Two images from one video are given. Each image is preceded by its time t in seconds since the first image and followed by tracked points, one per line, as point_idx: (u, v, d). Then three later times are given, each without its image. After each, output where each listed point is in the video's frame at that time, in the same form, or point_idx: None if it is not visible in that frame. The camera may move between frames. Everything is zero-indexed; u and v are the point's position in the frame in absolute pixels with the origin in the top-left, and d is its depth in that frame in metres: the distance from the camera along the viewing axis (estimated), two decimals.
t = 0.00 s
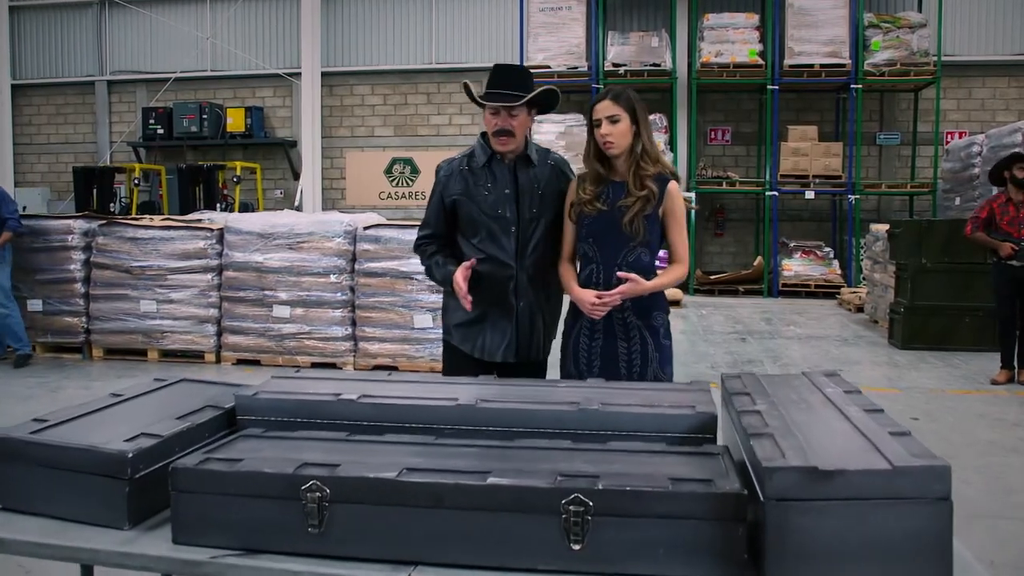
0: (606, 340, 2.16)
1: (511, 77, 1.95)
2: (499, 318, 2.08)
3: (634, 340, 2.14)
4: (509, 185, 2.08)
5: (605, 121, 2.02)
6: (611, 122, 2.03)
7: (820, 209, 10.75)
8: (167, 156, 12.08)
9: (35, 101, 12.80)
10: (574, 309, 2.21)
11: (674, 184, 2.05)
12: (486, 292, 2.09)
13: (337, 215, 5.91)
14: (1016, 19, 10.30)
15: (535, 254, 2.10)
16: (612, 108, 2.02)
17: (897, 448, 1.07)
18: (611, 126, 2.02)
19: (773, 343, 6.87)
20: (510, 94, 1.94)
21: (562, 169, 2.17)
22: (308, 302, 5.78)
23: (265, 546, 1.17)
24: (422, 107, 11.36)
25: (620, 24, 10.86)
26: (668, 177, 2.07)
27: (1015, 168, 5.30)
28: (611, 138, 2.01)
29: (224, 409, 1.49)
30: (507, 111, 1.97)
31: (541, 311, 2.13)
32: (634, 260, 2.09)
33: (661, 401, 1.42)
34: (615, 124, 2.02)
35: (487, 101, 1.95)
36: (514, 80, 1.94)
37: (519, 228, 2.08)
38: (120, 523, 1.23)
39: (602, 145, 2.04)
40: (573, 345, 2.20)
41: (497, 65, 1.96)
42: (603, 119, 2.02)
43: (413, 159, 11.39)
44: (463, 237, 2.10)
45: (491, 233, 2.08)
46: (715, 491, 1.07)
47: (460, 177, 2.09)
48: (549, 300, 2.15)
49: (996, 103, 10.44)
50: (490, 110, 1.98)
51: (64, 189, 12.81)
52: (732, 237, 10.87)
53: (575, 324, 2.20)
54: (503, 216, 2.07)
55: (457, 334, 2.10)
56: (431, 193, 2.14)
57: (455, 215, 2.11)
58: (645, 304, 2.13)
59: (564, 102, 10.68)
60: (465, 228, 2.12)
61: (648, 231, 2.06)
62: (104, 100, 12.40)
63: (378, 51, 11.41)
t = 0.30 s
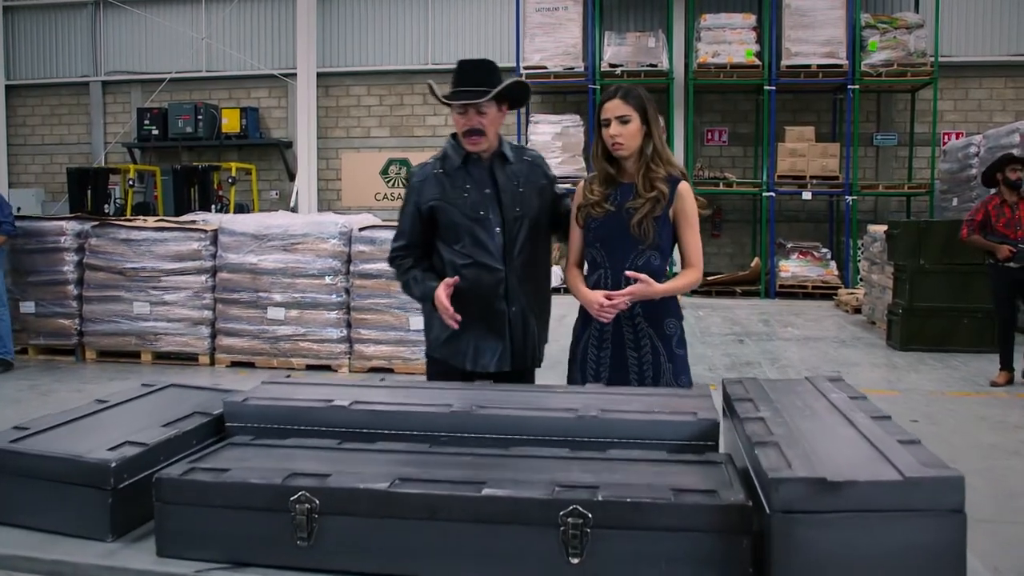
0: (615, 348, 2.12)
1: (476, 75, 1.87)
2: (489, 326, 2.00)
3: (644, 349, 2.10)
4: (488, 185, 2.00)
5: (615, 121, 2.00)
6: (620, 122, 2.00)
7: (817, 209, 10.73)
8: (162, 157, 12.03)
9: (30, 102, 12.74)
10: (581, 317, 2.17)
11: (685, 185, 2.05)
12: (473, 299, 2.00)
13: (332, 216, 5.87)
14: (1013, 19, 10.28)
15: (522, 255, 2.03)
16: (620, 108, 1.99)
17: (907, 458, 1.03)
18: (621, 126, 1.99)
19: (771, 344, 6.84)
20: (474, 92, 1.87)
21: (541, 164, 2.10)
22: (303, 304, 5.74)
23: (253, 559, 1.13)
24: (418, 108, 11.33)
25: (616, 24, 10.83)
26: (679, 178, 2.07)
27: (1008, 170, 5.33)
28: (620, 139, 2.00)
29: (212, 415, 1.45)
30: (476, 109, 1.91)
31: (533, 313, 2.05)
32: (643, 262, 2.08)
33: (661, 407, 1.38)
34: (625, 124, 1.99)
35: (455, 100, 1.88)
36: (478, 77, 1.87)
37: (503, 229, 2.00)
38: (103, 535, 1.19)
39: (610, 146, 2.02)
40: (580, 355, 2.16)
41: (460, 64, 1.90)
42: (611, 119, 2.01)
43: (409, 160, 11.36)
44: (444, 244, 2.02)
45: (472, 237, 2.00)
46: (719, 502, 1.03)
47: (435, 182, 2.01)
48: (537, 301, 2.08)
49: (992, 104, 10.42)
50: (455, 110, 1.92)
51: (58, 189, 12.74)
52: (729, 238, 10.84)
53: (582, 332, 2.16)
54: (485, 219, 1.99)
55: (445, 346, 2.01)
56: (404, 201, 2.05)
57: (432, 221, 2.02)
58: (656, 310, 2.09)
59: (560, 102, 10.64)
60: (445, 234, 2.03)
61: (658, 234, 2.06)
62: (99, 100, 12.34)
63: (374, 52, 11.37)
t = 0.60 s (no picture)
0: (622, 356, 2.08)
1: (435, 64, 1.78)
2: (476, 328, 1.93)
3: (653, 357, 2.06)
4: (461, 178, 1.95)
5: (623, 119, 1.99)
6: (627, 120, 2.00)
7: (817, 211, 10.70)
8: (159, 158, 11.99)
9: (27, 103, 12.69)
10: (585, 324, 2.14)
11: (693, 185, 2.03)
12: (455, 300, 1.92)
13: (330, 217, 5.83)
14: (1013, 20, 10.26)
15: (501, 249, 1.98)
16: (629, 105, 1.99)
17: (922, 469, 0.99)
18: (629, 124, 1.99)
19: (771, 347, 6.81)
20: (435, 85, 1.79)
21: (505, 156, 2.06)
22: (300, 306, 5.70)
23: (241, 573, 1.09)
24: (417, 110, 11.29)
25: (615, 25, 10.80)
26: (686, 179, 2.05)
27: (1010, 171, 5.32)
28: (627, 138, 1.99)
29: (203, 422, 1.41)
30: (441, 100, 1.84)
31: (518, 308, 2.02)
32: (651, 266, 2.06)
33: (666, 414, 1.34)
34: (633, 122, 1.99)
35: (420, 91, 1.81)
36: (437, 67, 1.79)
37: (481, 224, 1.95)
38: (87, 548, 1.15)
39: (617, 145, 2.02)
40: (585, 363, 2.13)
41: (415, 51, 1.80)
42: (618, 117, 2.00)
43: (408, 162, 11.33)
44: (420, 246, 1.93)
45: (450, 235, 1.91)
46: (727, 516, 0.99)
47: (402, 180, 1.92)
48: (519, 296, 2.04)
49: (992, 105, 10.39)
50: (417, 102, 1.85)
51: (56, 191, 12.68)
52: (728, 240, 10.81)
53: (586, 339, 2.13)
54: (463, 214, 1.93)
55: (432, 353, 1.93)
56: (366, 203, 1.93)
57: (402, 221, 1.93)
58: (665, 317, 2.05)
59: (559, 103, 10.61)
60: (416, 234, 1.94)
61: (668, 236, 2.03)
62: (96, 102, 12.29)
63: (371, 53, 11.34)
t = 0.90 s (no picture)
0: (629, 361, 2.05)
1: (415, 59, 1.78)
2: (463, 335, 1.90)
3: (660, 363, 2.04)
4: (443, 179, 1.92)
5: (628, 115, 1.94)
6: (632, 117, 1.94)
7: (816, 213, 10.67)
8: (157, 160, 11.97)
9: (25, 105, 12.64)
10: (587, 328, 2.10)
11: (701, 186, 2.00)
12: (441, 305, 1.88)
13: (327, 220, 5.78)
14: (1014, 22, 10.23)
15: (486, 253, 1.95)
16: (634, 101, 1.93)
17: (939, 482, 0.95)
18: (633, 121, 1.94)
19: (771, 349, 6.77)
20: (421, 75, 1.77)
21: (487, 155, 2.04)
22: (298, 309, 5.66)
23: None
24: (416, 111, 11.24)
25: (614, 27, 10.77)
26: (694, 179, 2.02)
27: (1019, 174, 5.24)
28: (633, 136, 1.94)
29: (194, 431, 1.37)
30: (430, 98, 1.81)
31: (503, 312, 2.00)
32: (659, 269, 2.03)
33: (670, 423, 1.30)
34: (638, 119, 1.93)
35: (408, 90, 1.77)
36: (418, 59, 1.79)
37: (466, 226, 1.92)
38: (72, 562, 1.11)
39: (622, 143, 1.96)
40: (589, 368, 2.08)
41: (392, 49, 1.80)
42: (623, 114, 1.94)
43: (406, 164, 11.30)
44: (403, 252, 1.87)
45: (434, 239, 1.87)
46: (735, 529, 0.95)
47: (381, 183, 1.87)
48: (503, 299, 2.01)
49: (992, 106, 10.36)
50: (401, 101, 1.82)
51: (53, 193, 12.65)
52: (727, 242, 10.77)
53: (589, 345, 2.09)
54: (447, 216, 1.90)
55: (420, 361, 1.90)
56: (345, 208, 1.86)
57: (382, 225, 1.87)
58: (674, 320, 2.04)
59: (558, 105, 10.59)
60: (397, 240, 1.89)
61: (678, 239, 2.00)
62: (94, 104, 12.26)
63: (370, 55, 11.30)
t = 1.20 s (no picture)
0: (633, 372, 2.01)
1: (435, 51, 1.80)
2: (442, 348, 1.87)
3: (665, 373, 2.00)
4: (437, 185, 1.90)
5: (630, 114, 1.92)
6: (633, 116, 1.93)
7: (817, 216, 10.63)
8: (155, 163, 11.93)
9: (23, 107, 12.59)
10: (589, 338, 2.06)
11: (705, 188, 1.99)
12: (422, 313, 1.86)
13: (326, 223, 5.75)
14: (1014, 24, 10.21)
15: (477, 268, 1.90)
16: (635, 101, 1.92)
17: (957, 498, 0.91)
18: (636, 120, 1.93)
19: (772, 353, 6.73)
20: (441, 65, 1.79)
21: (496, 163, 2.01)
22: (296, 313, 5.62)
23: None
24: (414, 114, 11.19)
25: (614, 29, 10.74)
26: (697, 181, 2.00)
27: None
28: (637, 135, 1.93)
29: (183, 440, 1.33)
30: (447, 93, 1.81)
31: (495, 327, 1.94)
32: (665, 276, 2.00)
33: (674, 432, 1.26)
34: (640, 118, 1.92)
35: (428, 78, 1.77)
36: (438, 52, 1.80)
37: (458, 234, 1.89)
38: None
39: (623, 143, 1.95)
40: (593, 377, 2.04)
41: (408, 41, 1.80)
42: (626, 113, 1.92)
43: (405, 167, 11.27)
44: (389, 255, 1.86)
45: (419, 244, 1.85)
46: (744, 546, 0.91)
47: (374, 181, 1.87)
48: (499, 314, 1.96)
49: (993, 109, 10.32)
50: (418, 92, 1.80)
51: (51, 196, 12.62)
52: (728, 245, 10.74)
53: (591, 355, 2.05)
54: (438, 223, 1.87)
55: (398, 368, 1.89)
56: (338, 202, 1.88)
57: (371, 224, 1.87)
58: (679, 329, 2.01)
59: (557, 108, 10.57)
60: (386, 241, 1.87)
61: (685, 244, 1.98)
62: (92, 106, 12.22)
63: (368, 58, 11.27)
